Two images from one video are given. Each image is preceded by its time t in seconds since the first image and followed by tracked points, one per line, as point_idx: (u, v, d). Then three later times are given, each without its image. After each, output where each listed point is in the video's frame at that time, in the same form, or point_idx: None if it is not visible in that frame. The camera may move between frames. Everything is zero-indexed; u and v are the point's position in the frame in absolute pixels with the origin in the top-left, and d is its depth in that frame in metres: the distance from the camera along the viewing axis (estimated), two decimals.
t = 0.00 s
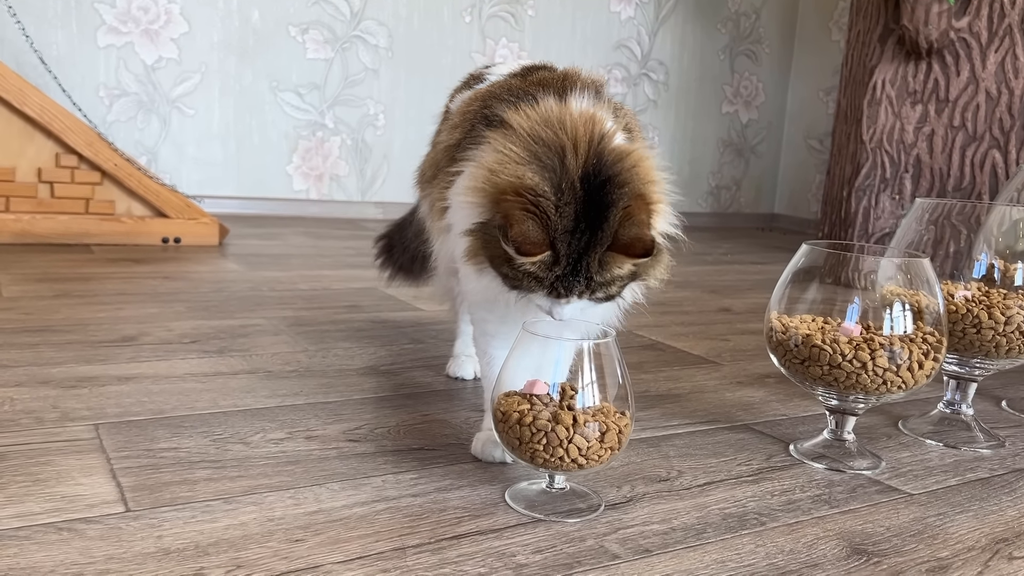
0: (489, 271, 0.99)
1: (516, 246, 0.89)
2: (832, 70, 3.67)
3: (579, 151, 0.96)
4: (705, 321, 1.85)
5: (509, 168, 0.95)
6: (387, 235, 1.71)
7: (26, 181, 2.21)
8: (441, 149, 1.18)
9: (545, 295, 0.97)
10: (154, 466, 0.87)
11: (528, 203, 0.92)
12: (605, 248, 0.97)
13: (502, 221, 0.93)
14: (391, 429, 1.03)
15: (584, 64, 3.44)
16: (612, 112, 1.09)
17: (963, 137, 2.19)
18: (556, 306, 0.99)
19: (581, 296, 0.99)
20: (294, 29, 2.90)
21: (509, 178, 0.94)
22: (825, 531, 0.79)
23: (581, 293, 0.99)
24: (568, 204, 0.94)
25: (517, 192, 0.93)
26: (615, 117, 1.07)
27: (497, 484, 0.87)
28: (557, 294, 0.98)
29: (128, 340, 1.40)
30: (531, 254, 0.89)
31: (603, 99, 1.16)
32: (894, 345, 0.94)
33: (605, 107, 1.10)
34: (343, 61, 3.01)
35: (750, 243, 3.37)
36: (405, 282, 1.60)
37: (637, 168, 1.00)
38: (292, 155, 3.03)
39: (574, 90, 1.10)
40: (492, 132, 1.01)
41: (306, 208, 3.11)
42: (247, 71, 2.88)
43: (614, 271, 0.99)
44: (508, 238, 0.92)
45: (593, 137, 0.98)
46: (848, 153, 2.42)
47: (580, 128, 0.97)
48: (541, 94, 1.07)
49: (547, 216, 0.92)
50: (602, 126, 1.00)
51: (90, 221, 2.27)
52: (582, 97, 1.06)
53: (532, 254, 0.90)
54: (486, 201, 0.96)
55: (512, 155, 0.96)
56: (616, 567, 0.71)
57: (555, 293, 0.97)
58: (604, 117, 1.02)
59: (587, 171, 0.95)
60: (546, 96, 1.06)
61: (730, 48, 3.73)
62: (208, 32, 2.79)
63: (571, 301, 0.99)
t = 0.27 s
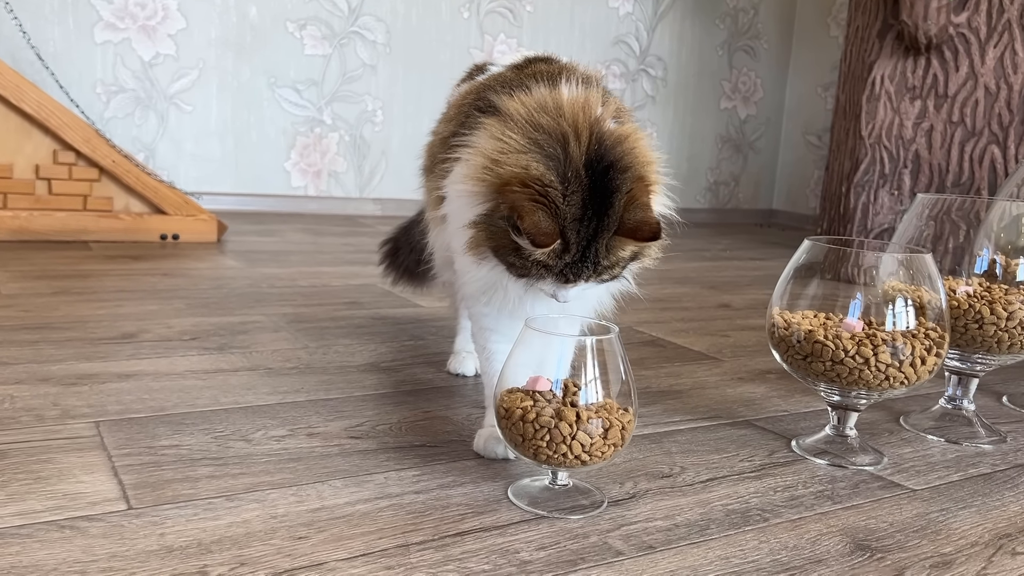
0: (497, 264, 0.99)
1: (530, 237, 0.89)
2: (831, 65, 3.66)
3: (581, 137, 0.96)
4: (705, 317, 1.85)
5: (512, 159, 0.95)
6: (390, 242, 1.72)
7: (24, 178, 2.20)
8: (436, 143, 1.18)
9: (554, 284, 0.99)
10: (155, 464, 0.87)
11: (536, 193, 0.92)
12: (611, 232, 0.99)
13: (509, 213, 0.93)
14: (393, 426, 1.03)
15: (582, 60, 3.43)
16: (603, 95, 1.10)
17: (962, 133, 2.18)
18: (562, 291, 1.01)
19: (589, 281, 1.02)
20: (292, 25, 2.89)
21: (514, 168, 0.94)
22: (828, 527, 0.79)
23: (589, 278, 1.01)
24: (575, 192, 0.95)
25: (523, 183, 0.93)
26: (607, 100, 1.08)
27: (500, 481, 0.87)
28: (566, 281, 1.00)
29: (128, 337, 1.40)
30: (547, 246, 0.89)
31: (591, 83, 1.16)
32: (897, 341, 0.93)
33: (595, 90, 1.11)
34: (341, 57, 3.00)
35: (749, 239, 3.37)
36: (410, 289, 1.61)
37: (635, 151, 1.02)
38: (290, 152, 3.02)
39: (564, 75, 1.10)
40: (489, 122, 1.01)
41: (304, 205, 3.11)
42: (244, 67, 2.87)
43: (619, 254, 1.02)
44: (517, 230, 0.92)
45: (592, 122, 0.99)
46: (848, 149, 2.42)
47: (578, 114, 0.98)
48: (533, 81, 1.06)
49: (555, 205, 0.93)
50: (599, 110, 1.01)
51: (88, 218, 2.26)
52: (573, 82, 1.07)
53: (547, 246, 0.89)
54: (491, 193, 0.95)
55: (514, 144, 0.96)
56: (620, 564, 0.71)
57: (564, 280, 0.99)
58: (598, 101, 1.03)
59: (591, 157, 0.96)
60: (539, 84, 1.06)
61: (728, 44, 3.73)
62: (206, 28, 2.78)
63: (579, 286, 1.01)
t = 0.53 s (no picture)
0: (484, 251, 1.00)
1: (510, 220, 0.90)
2: (828, 61, 3.66)
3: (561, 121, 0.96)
4: (705, 312, 1.85)
5: (492, 143, 0.95)
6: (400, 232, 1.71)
7: (21, 175, 2.19)
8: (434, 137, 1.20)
9: (539, 269, 0.98)
10: (156, 461, 0.87)
11: (515, 176, 0.93)
12: (594, 216, 0.97)
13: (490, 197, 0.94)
14: (394, 422, 1.03)
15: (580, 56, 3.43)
16: (593, 80, 1.09)
17: (960, 128, 2.19)
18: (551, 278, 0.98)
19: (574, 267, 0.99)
20: (289, 21, 2.88)
21: (494, 152, 0.94)
22: (830, 522, 0.79)
23: (574, 264, 0.98)
24: (555, 174, 0.94)
25: (503, 166, 0.93)
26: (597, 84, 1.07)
27: (502, 477, 0.87)
28: (551, 267, 0.98)
29: (127, 334, 1.39)
30: (525, 226, 0.91)
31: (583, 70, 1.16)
32: (898, 335, 0.93)
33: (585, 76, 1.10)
34: (338, 52, 2.99)
35: (747, 234, 3.37)
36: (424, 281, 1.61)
37: (621, 134, 1.00)
38: (287, 148, 3.01)
39: (553, 62, 1.10)
40: (473, 109, 1.01)
41: (302, 201, 3.10)
42: (241, 63, 2.87)
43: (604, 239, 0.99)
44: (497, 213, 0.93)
45: (574, 106, 0.98)
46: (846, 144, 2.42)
47: (559, 98, 0.98)
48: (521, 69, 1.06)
49: (536, 188, 0.93)
50: (583, 94, 1.00)
51: (85, 214, 2.25)
52: (560, 67, 1.06)
53: (525, 226, 0.91)
54: (473, 178, 0.96)
55: (495, 129, 0.96)
56: (624, 560, 0.70)
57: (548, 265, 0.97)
58: (583, 85, 1.02)
59: (571, 140, 0.95)
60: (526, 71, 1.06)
61: (726, 39, 3.72)
62: (203, 23, 2.77)
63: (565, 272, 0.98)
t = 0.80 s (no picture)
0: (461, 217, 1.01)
1: (469, 176, 0.93)
2: (825, 56, 3.65)
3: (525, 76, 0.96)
4: (703, 307, 1.85)
5: (458, 103, 0.97)
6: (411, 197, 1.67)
7: (16, 171, 2.18)
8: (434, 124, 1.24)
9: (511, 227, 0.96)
10: (155, 458, 0.87)
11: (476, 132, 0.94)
12: (559, 170, 0.94)
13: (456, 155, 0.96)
14: (394, 418, 1.03)
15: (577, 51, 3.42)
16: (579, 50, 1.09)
17: (957, 122, 2.19)
18: (529, 238, 0.95)
19: (545, 225, 0.95)
20: (285, 16, 2.87)
21: (458, 110, 0.97)
22: (832, 516, 0.79)
23: (546, 220, 0.95)
24: (516, 127, 0.94)
25: (466, 124, 0.95)
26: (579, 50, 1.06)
27: (503, 472, 0.87)
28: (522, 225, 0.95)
29: (124, 331, 1.39)
30: (484, 181, 0.93)
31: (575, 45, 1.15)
32: (899, 330, 0.93)
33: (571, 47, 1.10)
34: (335, 48, 2.98)
35: (744, 230, 3.37)
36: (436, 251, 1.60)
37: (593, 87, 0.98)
38: (284, 144, 3.00)
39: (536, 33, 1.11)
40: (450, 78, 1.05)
41: (299, 197, 3.09)
42: (238, 59, 2.85)
43: (576, 194, 0.95)
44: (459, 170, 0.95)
45: (542, 62, 0.98)
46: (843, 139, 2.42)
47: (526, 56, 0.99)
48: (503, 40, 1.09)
49: (496, 144, 0.94)
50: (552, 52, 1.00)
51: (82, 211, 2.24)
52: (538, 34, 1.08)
53: (485, 182, 0.93)
54: (444, 140, 0.99)
55: (463, 90, 0.98)
56: (626, 555, 0.70)
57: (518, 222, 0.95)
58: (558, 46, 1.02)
59: (533, 94, 0.95)
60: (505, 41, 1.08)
61: (723, 35, 3.71)
62: (198, 19, 2.75)
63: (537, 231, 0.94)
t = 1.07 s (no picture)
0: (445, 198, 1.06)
1: (431, 150, 0.98)
2: (821, 52, 3.65)
3: (484, 46, 0.98)
4: (702, 304, 1.85)
5: (429, 82, 1.02)
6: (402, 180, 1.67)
7: (13, 168, 2.17)
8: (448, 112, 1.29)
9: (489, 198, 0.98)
10: (157, 456, 0.86)
11: (440, 106, 0.98)
12: (519, 137, 0.94)
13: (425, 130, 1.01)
14: (395, 416, 1.03)
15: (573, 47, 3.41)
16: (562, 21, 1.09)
17: (955, 118, 2.17)
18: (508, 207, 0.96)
19: (515, 193, 0.95)
20: (281, 12, 2.86)
21: (427, 89, 1.02)
22: (835, 513, 0.80)
23: (514, 188, 0.95)
24: (475, 98, 0.96)
25: (433, 99, 0.99)
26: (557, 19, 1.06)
27: (505, 470, 0.87)
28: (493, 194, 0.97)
29: (123, 329, 1.38)
30: (442, 153, 0.96)
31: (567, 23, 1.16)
32: (901, 326, 0.93)
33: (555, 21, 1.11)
34: (331, 44, 2.97)
35: (741, 226, 3.37)
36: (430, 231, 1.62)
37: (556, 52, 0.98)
38: (281, 141, 2.99)
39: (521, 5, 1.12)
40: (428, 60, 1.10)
41: (296, 194, 3.09)
42: (234, 55, 2.84)
43: (542, 161, 0.94)
44: (428, 144, 0.99)
45: (506, 30, 0.99)
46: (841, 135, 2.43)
47: (490, 27, 1.01)
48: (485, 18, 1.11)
49: (456, 114, 0.97)
50: (517, 20, 1.01)
51: (79, 209, 2.23)
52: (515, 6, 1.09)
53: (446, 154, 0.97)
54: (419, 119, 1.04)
55: (434, 69, 1.03)
56: (630, 553, 0.70)
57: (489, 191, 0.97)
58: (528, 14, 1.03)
59: (492, 62, 0.97)
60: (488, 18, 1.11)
61: (720, 31, 3.71)
62: (195, 16, 2.74)
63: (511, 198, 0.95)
